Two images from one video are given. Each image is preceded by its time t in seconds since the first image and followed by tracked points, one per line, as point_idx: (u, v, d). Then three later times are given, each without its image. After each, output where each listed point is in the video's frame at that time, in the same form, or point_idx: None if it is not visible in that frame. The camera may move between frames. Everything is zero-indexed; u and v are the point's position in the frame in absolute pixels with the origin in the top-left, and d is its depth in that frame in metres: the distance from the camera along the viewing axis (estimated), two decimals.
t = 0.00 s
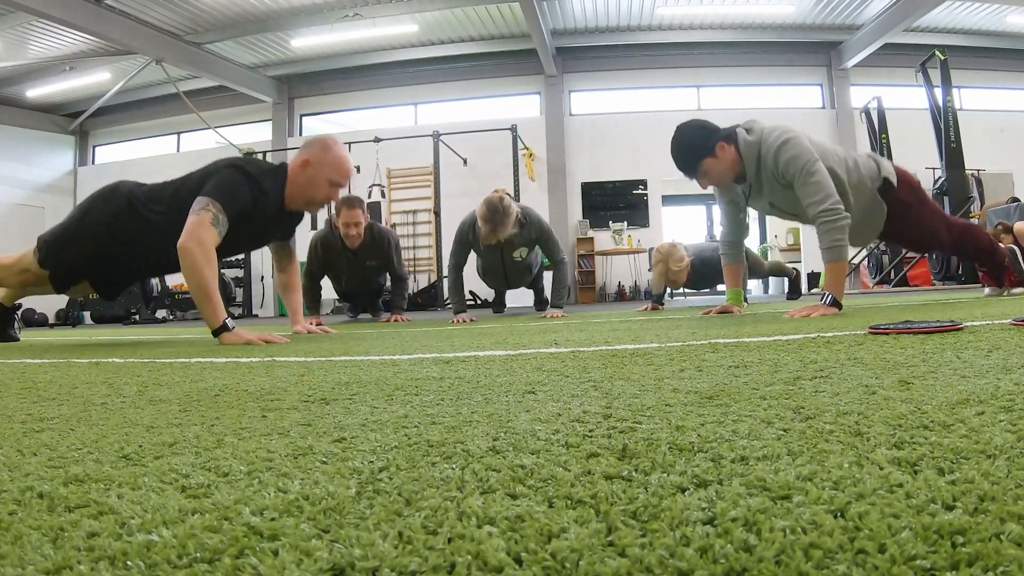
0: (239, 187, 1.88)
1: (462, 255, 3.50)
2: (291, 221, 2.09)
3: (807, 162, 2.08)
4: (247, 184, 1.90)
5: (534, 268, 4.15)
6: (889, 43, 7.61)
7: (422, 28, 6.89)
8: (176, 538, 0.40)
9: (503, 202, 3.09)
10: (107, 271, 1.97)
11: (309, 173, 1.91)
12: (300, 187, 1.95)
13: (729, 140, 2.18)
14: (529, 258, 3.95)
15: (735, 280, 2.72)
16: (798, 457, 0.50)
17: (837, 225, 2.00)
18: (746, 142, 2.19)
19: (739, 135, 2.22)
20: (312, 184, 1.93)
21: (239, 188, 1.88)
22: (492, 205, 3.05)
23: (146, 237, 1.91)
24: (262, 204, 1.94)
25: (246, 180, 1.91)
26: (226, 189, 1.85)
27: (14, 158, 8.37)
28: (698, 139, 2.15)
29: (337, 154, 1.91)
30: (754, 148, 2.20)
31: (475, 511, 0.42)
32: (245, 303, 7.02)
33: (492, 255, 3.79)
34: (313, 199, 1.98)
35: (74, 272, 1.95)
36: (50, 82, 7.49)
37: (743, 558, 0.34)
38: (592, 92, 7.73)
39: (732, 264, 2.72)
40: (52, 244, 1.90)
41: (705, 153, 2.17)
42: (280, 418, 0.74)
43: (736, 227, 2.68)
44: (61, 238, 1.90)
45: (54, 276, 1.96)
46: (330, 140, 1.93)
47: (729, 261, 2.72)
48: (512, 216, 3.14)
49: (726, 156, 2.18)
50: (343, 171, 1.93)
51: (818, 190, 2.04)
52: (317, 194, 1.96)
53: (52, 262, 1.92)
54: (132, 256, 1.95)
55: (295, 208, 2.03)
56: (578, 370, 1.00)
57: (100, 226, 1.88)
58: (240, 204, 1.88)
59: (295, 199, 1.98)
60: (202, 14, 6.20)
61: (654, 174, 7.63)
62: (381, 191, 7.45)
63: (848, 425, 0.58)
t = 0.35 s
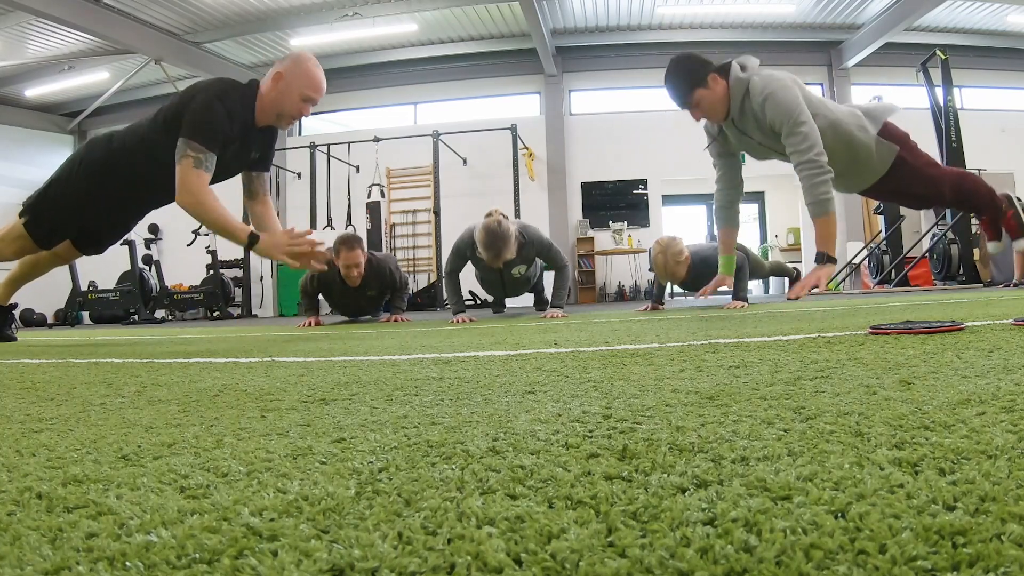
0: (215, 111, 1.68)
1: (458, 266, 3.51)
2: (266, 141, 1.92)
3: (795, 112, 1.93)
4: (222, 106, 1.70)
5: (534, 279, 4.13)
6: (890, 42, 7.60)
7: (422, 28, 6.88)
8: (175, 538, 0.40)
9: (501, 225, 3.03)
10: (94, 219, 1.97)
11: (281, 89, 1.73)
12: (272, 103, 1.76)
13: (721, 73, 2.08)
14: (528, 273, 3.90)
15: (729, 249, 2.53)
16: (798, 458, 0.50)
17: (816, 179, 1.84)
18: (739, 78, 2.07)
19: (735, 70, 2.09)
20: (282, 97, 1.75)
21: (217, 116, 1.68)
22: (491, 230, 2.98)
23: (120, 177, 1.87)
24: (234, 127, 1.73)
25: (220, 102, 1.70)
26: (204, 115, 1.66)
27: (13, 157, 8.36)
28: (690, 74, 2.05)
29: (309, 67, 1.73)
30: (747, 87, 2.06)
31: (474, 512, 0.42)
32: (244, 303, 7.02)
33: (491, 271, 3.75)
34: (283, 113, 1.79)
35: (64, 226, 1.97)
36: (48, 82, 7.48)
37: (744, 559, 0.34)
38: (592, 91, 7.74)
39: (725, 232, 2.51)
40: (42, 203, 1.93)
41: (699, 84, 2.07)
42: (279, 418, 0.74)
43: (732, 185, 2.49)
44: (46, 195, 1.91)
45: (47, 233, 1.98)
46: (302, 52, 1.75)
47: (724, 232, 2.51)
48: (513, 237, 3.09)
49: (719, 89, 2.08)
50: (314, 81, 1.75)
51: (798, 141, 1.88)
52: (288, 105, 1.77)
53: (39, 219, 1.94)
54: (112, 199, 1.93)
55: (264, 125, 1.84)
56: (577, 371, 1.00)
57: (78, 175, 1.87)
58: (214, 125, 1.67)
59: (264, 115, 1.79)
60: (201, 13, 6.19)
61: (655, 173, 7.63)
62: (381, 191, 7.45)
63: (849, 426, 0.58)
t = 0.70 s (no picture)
0: (267, 236, 1.87)
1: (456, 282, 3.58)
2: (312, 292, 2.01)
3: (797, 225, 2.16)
4: (276, 235, 1.88)
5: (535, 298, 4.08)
6: (891, 41, 7.60)
7: (422, 27, 6.88)
8: (174, 539, 0.40)
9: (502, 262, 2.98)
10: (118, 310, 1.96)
11: (334, 266, 1.85)
12: (322, 274, 1.88)
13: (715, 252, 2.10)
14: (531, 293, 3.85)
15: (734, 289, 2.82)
16: (799, 458, 0.50)
17: (860, 233, 2.07)
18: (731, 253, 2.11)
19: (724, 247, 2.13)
20: (334, 275, 1.85)
21: (269, 240, 1.87)
22: (492, 270, 2.95)
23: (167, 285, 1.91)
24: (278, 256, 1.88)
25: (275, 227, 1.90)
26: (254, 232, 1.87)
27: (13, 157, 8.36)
28: (683, 256, 2.05)
29: (364, 256, 1.81)
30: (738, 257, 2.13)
31: (474, 512, 0.42)
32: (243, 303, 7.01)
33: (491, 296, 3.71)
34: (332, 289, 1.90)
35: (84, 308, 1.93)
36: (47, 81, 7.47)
37: (745, 560, 0.33)
38: (591, 91, 7.73)
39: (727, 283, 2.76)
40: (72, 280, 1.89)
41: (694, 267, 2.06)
42: (278, 418, 0.74)
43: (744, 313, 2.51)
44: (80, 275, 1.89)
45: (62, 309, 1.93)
46: (363, 235, 1.86)
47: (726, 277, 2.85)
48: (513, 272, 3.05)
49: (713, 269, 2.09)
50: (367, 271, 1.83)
51: (824, 221, 2.12)
52: (335, 283, 1.87)
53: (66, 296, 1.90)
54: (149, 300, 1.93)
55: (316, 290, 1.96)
56: (577, 371, 1.00)
57: (123, 266, 1.88)
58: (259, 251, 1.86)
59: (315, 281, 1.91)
60: (200, 12, 6.18)
61: (655, 173, 7.62)
62: (381, 190, 7.44)
63: (849, 426, 0.58)
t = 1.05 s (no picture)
0: (249, 200, 1.87)
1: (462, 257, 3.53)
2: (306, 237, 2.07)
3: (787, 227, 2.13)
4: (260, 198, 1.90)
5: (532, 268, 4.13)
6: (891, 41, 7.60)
7: (422, 26, 6.87)
8: (173, 539, 0.40)
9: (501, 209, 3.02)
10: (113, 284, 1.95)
11: (324, 194, 1.89)
12: (316, 208, 1.92)
13: (708, 259, 2.14)
14: (528, 256, 3.89)
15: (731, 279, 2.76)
16: (800, 459, 0.50)
17: (854, 232, 2.04)
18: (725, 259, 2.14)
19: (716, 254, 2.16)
20: (326, 205, 1.90)
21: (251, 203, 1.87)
22: (491, 215, 2.98)
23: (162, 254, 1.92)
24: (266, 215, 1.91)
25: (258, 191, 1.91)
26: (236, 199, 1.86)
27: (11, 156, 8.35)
28: (679, 264, 2.10)
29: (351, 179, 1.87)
30: (733, 262, 2.15)
31: (474, 512, 0.41)
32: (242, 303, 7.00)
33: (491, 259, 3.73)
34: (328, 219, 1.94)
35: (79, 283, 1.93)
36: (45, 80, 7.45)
37: (745, 561, 0.33)
38: (591, 90, 7.72)
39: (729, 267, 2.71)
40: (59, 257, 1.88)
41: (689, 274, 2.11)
42: (278, 419, 0.74)
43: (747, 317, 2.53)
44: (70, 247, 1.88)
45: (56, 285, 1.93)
46: (347, 161, 1.90)
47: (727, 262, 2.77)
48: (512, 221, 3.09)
49: (708, 275, 2.14)
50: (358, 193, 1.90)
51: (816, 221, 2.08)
52: (329, 213, 1.92)
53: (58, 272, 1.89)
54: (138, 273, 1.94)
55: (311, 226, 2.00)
56: (578, 371, 1.00)
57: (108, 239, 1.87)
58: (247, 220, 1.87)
59: (308, 218, 1.95)
60: (199, 11, 6.18)
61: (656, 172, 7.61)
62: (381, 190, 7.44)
63: (849, 426, 0.58)
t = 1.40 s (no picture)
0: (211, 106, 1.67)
1: (458, 271, 3.53)
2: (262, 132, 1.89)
3: (823, 167, 2.06)
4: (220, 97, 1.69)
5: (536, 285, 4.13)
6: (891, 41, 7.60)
7: (421, 25, 6.87)
8: (173, 540, 0.40)
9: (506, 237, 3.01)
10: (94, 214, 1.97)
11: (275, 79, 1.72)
12: (263, 95, 1.75)
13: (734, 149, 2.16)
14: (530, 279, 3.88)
15: (741, 280, 2.75)
16: (800, 459, 0.49)
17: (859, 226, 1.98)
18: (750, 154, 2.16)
19: (746, 144, 2.19)
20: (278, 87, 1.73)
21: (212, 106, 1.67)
22: (495, 244, 2.96)
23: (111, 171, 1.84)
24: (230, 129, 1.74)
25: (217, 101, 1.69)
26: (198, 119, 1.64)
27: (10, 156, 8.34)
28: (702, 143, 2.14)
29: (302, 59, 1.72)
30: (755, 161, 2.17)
31: (474, 513, 0.41)
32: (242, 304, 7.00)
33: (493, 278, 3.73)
34: (278, 106, 1.78)
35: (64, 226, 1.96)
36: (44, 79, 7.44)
37: (744, 561, 0.33)
38: (591, 89, 7.72)
39: (734, 263, 2.74)
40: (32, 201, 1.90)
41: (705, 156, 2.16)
42: (277, 419, 0.74)
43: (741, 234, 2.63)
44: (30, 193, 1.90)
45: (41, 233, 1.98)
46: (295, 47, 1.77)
47: (733, 261, 2.76)
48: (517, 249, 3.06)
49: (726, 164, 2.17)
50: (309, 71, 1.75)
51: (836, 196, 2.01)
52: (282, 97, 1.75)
53: (29, 220, 1.93)
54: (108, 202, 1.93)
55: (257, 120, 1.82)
56: (578, 372, 0.99)
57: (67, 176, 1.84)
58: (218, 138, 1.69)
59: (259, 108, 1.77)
60: (198, 11, 6.17)
61: (656, 172, 7.61)
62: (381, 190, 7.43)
63: (850, 427, 0.57)
